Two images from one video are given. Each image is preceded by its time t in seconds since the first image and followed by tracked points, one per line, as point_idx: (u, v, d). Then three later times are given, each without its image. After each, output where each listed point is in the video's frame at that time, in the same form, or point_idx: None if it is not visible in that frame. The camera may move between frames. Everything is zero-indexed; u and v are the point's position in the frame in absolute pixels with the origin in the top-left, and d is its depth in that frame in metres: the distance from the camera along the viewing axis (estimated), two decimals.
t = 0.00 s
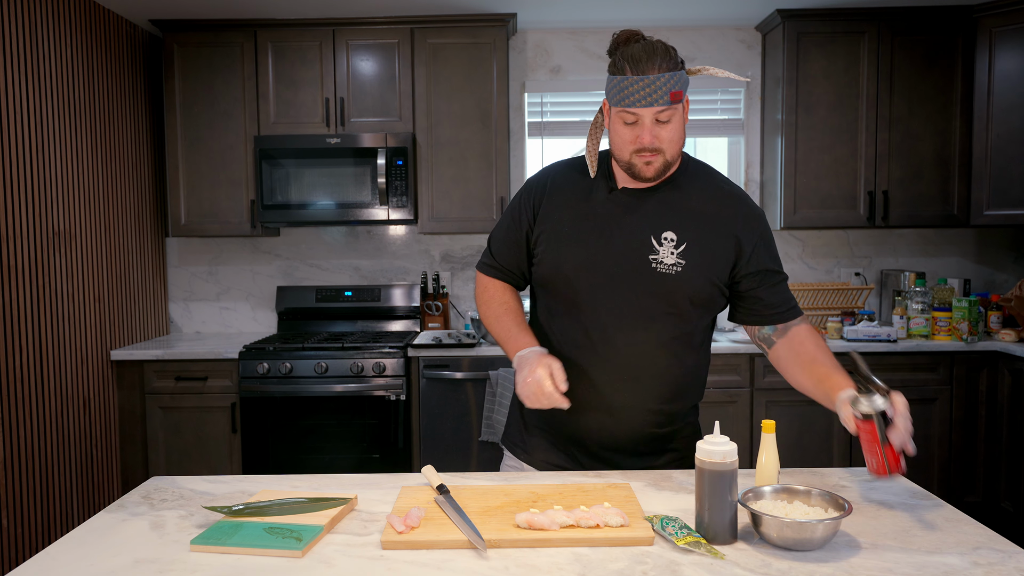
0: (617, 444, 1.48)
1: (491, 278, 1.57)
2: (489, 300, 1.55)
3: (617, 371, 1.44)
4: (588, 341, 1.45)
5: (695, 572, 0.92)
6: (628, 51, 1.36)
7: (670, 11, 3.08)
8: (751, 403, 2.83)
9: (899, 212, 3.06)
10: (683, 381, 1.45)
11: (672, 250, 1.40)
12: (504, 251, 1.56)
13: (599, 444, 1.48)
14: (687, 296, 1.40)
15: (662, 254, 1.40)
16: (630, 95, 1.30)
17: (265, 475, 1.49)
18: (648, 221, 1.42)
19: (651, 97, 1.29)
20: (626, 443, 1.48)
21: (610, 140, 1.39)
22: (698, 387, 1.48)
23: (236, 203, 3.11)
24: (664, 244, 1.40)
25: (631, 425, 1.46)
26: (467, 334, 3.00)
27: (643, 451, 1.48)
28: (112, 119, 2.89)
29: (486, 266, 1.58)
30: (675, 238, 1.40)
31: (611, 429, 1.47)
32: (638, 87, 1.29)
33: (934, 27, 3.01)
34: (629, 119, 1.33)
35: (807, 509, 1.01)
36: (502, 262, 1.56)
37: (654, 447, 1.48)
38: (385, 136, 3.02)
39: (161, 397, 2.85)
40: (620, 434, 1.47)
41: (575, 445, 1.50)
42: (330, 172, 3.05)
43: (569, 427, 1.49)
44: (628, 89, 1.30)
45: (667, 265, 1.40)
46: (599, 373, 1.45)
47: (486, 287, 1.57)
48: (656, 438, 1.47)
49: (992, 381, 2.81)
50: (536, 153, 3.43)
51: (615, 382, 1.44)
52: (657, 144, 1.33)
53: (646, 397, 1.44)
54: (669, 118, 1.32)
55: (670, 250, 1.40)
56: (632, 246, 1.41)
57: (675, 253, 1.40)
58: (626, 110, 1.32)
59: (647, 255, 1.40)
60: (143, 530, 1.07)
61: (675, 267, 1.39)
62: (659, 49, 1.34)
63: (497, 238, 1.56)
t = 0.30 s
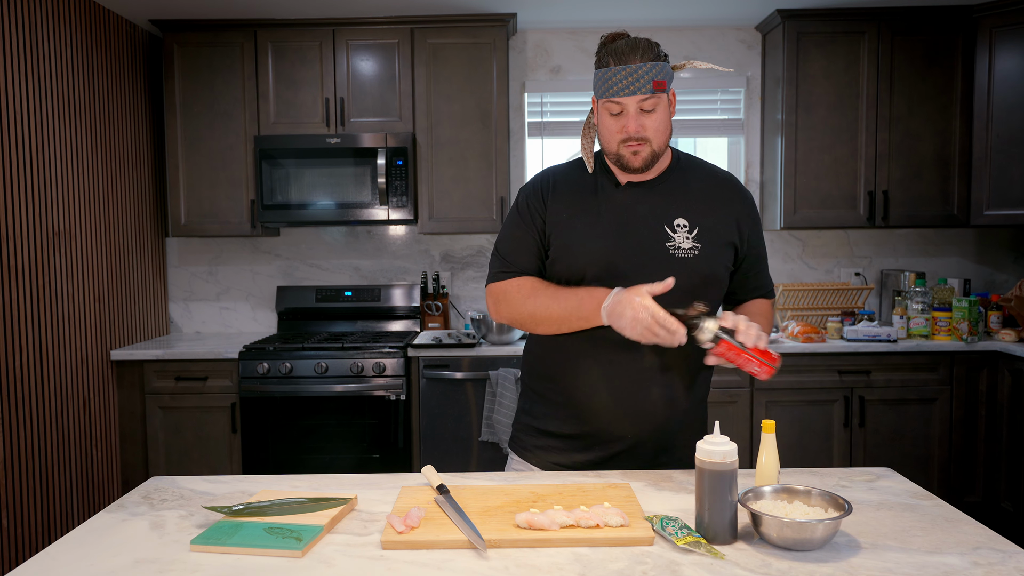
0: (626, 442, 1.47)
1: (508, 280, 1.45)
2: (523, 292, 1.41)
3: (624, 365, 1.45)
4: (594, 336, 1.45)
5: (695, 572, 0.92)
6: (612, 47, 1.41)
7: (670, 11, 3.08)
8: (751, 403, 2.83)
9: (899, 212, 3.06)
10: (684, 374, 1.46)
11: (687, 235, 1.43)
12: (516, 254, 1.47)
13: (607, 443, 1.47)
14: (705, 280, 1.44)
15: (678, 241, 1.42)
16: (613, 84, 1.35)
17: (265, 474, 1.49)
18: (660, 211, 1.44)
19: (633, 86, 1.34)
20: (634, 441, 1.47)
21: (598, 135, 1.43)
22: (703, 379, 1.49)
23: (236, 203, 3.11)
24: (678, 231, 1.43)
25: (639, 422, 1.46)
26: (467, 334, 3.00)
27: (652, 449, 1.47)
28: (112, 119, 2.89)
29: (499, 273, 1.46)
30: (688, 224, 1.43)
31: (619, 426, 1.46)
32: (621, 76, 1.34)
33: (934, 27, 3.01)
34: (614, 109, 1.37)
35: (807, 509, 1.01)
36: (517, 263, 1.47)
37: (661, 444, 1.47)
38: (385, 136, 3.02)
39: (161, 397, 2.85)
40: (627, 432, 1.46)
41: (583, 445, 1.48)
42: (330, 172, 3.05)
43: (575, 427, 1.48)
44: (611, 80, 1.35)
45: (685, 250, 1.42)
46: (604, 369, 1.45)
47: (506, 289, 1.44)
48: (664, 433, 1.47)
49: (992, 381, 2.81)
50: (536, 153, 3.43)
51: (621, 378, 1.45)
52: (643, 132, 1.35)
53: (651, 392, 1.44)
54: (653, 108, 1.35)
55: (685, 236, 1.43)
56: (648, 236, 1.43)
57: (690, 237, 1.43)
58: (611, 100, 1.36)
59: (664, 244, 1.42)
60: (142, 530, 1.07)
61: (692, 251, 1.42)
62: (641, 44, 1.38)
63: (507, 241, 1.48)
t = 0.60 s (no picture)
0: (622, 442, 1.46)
1: (503, 272, 1.46)
2: (506, 283, 1.43)
3: (622, 363, 1.45)
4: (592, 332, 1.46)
5: (695, 572, 0.92)
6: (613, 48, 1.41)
7: (670, 11, 3.08)
8: (751, 403, 2.83)
9: (899, 212, 3.06)
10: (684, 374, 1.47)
11: (682, 231, 1.42)
12: (513, 247, 1.49)
13: (602, 443, 1.47)
14: (699, 277, 1.43)
15: (672, 236, 1.42)
16: (618, 81, 1.34)
17: (265, 474, 1.49)
18: (656, 208, 1.44)
19: (638, 82, 1.33)
20: (629, 441, 1.46)
21: (601, 131, 1.42)
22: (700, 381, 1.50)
23: (236, 203, 3.11)
24: (673, 226, 1.42)
25: (635, 422, 1.46)
26: (467, 334, 3.00)
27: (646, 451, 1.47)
28: (112, 119, 2.89)
29: (494, 264, 1.49)
30: (683, 221, 1.42)
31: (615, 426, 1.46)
32: (625, 73, 1.33)
33: (935, 27, 3.01)
34: (618, 105, 1.36)
35: (807, 509, 1.01)
36: (513, 256, 1.49)
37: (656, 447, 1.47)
38: (386, 136, 3.02)
39: (161, 397, 2.85)
40: (624, 431, 1.46)
41: (578, 445, 1.48)
42: (330, 172, 3.05)
43: (572, 425, 1.47)
44: (616, 77, 1.34)
45: (679, 246, 1.41)
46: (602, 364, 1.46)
47: (498, 281, 1.46)
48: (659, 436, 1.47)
49: (991, 381, 2.81)
50: (536, 153, 3.43)
51: (619, 377, 1.45)
52: (647, 128, 1.35)
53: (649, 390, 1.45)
54: (657, 104, 1.35)
55: (680, 232, 1.42)
56: (643, 232, 1.43)
57: (685, 234, 1.42)
58: (615, 96, 1.35)
59: (658, 239, 1.42)
60: (142, 530, 1.07)
61: (687, 247, 1.41)
62: (642, 44, 1.38)
63: (505, 234, 1.50)
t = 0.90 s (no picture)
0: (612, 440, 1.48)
1: (491, 273, 1.57)
2: (494, 287, 1.55)
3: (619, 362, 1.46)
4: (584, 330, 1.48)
5: (695, 572, 0.92)
6: (590, 51, 1.46)
7: (670, 11, 3.08)
8: (751, 403, 2.83)
9: (899, 212, 3.06)
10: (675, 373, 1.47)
11: (657, 227, 1.45)
12: (500, 248, 1.58)
13: (593, 440, 1.48)
14: (675, 273, 1.45)
15: (647, 232, 1.45)
16: (595, 82, 1.40)
17: (265, 475, 1.49)
18: (633, 205, 1.47)
19: (614, 82, 1.38)
20: (620, 439, 1.48)
21: (585, 133, 1.48)
22: (692, 381, 1.49)
23: (236, 203, 3.11)
24: (648, 223, 1.46)
25: (628, 421, 1.47)
26: (467, 334, 3.00)
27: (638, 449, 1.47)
28: (112, 119, 2.89)
29: (485, 266, 1.59)
30: (660, 217, 1.45)
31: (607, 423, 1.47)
32: (602, 74, 1.39)
33: (934, 27, 3.01)
34: (598, 105, 1.41)
35: (807, 509, 1.01)
36: (499, 257, 1.58)
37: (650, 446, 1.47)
38: (385, 136, 3.02)
39: (161, 397, 2.85)
40: (614, 429, 1.47)
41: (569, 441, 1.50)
42: (329, 172, 3.05)
43: (565, 422, 1.49)
44: (593, 78, 1.40)
45: (653, 242, 1.45)
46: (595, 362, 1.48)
47: (487, 282, 1.57)
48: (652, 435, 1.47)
49: (991, 381, 2.81)
50: (536, 153, 3.43)
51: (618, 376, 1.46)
52: (627, 126, 1.40)
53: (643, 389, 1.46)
54: (635, 101, 1.40)
55: (655, 228, 1.45)
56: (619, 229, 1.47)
57: (660, 230, 1.45)
58: (594, 97, 1.41)
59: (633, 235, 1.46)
60: (142, 530, 1.07)
61: (661, 243, 1.44)
62: (619, 45, 1.42)
63: (494, 236, 1.60)
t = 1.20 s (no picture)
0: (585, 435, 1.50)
1: (459, 278, 1.61)
2: (462, 292, 1.57)
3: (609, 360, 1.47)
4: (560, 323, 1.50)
5: (695, 572, 0.92)
6: (549, 54, 1.47)
7: (670, 11, 3.08)
8: (751, 404, 2.83)
9: (899, 212, 3.06)
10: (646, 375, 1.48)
11: (617, 225, 1.47)
12: (468, 254, 1.62)
13: (564, 435, 1.51)
14: (635, 269, 1.46)
15: (607, 230, 1.47)
16: (554, 86, 1.41)
17: (265, 475, 1.49)
18: (592, 204, 1.49)
19: (573, 84, 1.40)
20: (591, 435, 1.50)
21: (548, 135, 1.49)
22: (661, 381, 1.51)
23: (236, 203, 3.11)
24: (608, 221, 1.47)
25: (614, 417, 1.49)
26: (467, 334, 3.00)
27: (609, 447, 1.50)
28: (112, 119, 2.89)
29: (454, 272, 1.62)
30: (619, 215, 1.47)
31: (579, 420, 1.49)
32: (562, 77, 1.40)
33: (934, 27, 3.01)
34: (558, 108, 1.43)
35: (807, 509, 1.01)
36: (467, 262, 1.62)
37: (625, 444, 1.49)
38: (385, 136, 3.02)
39: (161, 397, 2.85)
40: (587, 426, 1.49)
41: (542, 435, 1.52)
42: (329, 172, 3.05)
43: (547, 417, 1.52)
44: (553, 82, 1.41)
45: (613, 239, 1.47)
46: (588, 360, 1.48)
47: (456, 287, 1.60)
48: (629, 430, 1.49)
49: (992, 381, 2.81)
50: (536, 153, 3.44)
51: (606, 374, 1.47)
52: (587, 127, 1.42)
53: (621, 385, 1.48)
54: (595, 102, 1.42)
55: (615, 225, 1.47)
56: (579, 228, 1.49)
57: (619, 227, 1.47)
58: (554, 100, 1.42)
59: (593, 234, 1.48)
60: (143, 530, 1.07)
61: (620, 240, 1.46)
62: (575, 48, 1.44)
63: (462, 242, 1.64)
